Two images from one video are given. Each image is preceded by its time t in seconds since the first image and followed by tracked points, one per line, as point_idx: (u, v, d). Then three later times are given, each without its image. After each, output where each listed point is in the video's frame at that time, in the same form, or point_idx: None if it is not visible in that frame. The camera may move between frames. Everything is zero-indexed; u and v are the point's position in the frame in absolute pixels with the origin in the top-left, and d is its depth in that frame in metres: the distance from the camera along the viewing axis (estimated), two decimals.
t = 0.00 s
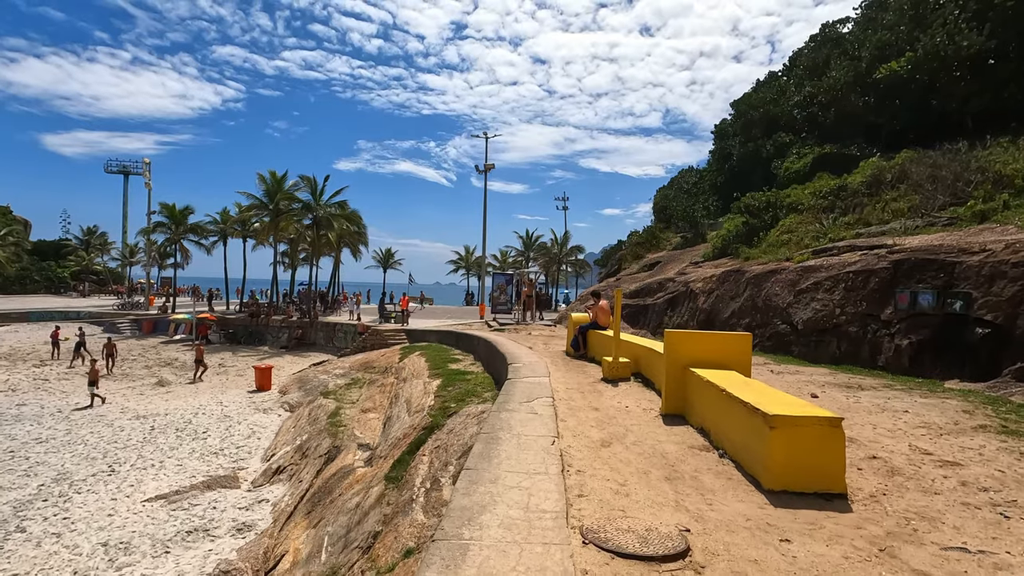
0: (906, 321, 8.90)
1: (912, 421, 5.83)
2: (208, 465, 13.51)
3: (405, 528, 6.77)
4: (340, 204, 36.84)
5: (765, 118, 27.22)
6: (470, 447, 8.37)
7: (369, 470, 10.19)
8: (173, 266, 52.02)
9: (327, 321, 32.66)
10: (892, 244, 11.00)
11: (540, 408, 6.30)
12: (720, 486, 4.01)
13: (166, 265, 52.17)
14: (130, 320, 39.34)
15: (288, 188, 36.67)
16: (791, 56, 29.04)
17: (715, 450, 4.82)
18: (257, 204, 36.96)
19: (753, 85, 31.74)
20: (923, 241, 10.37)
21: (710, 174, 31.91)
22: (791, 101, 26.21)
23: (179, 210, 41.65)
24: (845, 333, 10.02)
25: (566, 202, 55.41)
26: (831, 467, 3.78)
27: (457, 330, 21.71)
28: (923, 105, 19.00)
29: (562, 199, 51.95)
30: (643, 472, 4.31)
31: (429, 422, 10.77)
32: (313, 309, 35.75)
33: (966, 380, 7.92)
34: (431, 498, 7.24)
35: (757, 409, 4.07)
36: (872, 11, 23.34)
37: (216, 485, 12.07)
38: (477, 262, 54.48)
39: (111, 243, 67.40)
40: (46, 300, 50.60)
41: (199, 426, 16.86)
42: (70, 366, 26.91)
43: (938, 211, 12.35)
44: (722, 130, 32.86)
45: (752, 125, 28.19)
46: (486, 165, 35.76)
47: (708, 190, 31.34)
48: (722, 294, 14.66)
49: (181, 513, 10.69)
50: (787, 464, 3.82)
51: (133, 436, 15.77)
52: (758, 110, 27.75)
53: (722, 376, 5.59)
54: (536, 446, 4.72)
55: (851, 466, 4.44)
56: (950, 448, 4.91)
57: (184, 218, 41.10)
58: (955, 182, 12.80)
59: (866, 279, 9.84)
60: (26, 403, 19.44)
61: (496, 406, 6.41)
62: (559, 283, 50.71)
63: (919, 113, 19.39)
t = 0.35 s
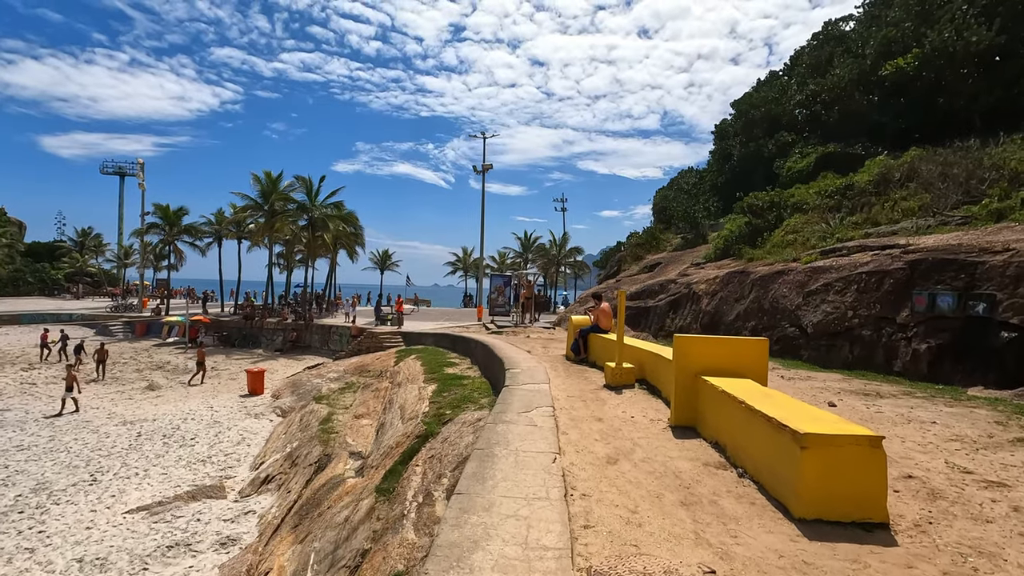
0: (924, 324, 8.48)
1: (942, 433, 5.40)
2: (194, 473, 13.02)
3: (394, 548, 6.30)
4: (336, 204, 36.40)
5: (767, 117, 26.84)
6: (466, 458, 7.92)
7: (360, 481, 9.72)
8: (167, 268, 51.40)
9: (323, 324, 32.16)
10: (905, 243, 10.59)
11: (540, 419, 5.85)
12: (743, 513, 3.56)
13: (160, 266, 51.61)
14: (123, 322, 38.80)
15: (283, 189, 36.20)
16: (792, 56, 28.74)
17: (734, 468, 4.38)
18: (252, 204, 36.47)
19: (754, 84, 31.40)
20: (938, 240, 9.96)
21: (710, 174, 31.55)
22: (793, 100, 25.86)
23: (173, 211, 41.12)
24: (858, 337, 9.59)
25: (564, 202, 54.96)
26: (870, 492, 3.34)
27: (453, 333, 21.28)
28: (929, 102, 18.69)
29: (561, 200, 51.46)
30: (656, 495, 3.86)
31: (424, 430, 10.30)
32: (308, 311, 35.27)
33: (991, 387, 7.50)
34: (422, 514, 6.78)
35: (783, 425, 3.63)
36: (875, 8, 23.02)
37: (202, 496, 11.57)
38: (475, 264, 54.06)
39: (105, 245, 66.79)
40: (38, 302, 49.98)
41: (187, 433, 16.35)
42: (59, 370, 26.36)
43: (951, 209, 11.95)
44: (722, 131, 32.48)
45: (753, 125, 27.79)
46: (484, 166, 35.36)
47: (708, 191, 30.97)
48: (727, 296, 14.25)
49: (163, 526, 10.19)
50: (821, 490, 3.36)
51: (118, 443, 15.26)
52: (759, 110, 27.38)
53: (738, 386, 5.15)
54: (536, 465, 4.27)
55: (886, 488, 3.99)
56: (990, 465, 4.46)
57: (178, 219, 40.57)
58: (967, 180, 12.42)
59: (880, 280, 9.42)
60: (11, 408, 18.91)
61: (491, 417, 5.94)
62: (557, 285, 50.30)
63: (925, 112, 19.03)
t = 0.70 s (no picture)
0: (942, 328, 8.10)
1: (974, 447, 4.98)
2: (180, 482, 12.56)
3: (381, 569, 5.86)
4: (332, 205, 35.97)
5: (768, 117, 26.47)
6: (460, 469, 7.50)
7: (350, 492, 9.28)
8: (162, 270, 50.89)
9: (318, 326, 31.72)
10: (918, 243, 10.23)
11: (538, 430, 5.42)
12: (768, 546, 3.14)
13: (156, 268, 51.12)
14: (116, 324, 38.29)
15: (278, 189, 35.76)
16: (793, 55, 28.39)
17: (754, 490, 3.96)
18: (247, 205, 36.01)
19: (755, 84, 31.07)
20: (953, 240, 9.58)
21: (711, 174, 31.19)
22: (795, 99, 25.52)
23: (167, 212, 40.64)
24: (870, 340, 9.20)
25: (563, 204, 54.62)
26: (914, 524, 2.92)
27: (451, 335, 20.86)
28: (934, 101, 18.43)
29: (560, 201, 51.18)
30: (670, 524, 3.43)
31: (417, 438, 9.87)
32: (304, 313, 34.83)
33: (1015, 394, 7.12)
34: (413, 531, 6.35)
35: (813, 446, 3.20)
36: (879, 5, 22.67)
37: (186, 506, 11.12)
38: (473, 266, 53.68)
39: (101, 246, 66.20)
40: (32, 304, 49.43)
41: (175, 438, 15.89)
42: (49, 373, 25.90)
43: (963, 208, 11.58)
44: (723, 130, 32.16)
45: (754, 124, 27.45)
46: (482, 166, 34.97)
47: (708, 192, 30.62)
48: (730, 298, 13.87)
49: (144, 539, 9.74)
50: (859, 521, 2.94)
51: (104, 450, 14.80)
52: (760, 109, 27.02)
53: (754, 395, 4.74)
54: (534, 487, 3.85)
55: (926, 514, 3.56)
56: None
57: (172, 220, 40.10)
58: (980, 178, 12.05)
59: (894, 281, 9.02)
60: None
61: (485, 428, 5.51)
62: (556, 287, 49.90)
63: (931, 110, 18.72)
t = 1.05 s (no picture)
0: (959, 333, 7.75)
1: (1008, 465, 4.59)
2: (163, 491, 12.09)
3: None
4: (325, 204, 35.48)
5: (768, 115, 26.10)
6: (452, 482, 7.07)
7: (337, 504, 8.84)
8: (154, 270, 50.20)
9: (311, 327, 31.23)
10: (928, 243, 9.87)
11: (535, 446, 5.01)
12: None
13: (147, 268, 50.48)
14: (106, 326, 37.68)
15: (271, 188, 35.24)
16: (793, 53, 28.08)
17: (775, 519, 3.55)
18: (239, 204, 35.49)
19: (754, 82, 30.74)
20: (966, 240, 9.23)
21: (709, 174, 30.85)
22: (794, 97, 25.20)
23: (158, 212, 40.05)
24: (881, 345, 8.82)
25: (560, 203, 54.16)
26: (970, 569, 2.53)
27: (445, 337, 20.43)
28: (937, 99, 18.16)
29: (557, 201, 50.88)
30: (685, 564, 3.01)
31: (408, 447, 9.43)
32: (297, 314, 34.34)
33: None
34: (400, 552, 5.93)
35: (850, 477, 2.80)
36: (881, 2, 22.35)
37: (168, 517, 10.65)
38: (469, 266, 53.26)
39: (92, 246, 65.33)
40: (21, 305, 48.68)
41: (160, 444, 15.41)
42: (35, 376, 25.34)
43: (972, 207, 11.25)
44: (721, 129, 31.85)
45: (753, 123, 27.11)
46: (478, 166, 34.55)
47: (706, 192, 30.30)
48: (732, 299, 13.50)
49: (120, 554, 9.28)
50: (906, 566, 2.55)
51: (85, 457, 14.31)
52: (759, 107, 26.67)
53: (771, 409, 4.34)
54: (531, 518, 3.43)
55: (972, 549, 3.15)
56: None
57: (163, 220, 39.52)
58: (989, 177, 11.71)
59: (906, 283, 8.65)
60: None
61: (477, 444, 5.08)
62: (552, 287, 49.53)
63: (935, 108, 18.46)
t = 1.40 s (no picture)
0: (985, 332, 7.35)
1: None
2: (147, 498, 11.61)
3: None
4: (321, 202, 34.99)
5: (769, 112, 25.66)
6: (447, 492, 6.62)
7: (326, 513, 8.39)
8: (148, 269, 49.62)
9: (306, 327, 30.75)
10: (945, 238, 9.46)
11: (537, 456, 4.56)
12: None
13: (141, 267, 49.88)
14: (97, 326, 37.11)
15: (265, 186, 34.75)
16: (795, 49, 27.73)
17: (813, 545, 3.12)
18: (233, 202, 35.00)
19: (755, 79, 30.36)
20: (986, 235, 8.83)
21: (710, 172, 30.45)
22: (796, 93, 24.83)
23: (151, 210, 39.49)
24: (898, 345, 8.41)
25: (558, 203, 53.73)
26: None
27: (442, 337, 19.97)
28: (945, 93, 17.83)
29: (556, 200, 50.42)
30: None
31: (401, 452, 8.97)
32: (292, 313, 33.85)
33: None
34: (390, 569, 5.48)
35: (913, 501, 2.35)
36: None
37: (150, 525, 10.18)
38: (467, 265, 52.81)
39: (86, 245, 64.63)
40: (13, 304, 48.05)
41: (147, 448, 14.92)
42: (23, 377, 24.82)
43: (988, 202, 10.86)
44: (721, 127, 31.49)
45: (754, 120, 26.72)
46: (476, 163, 34.11)
47: (707, 190, 29.91)
48: (737, 297, 13.09)
49: (98, 565, 8.82)
50: None
51: (68, 461, 13.82)
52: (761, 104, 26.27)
53: (800, 416, 3.90)
54: (534, 544, 2.98)
55: None
56: None
57: (156, 218, 38.96)
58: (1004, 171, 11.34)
59: (925, 280, 8.25)
60: None
61: (473, 454, 4.64)
62: (551, 287, 49.16)
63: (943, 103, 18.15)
